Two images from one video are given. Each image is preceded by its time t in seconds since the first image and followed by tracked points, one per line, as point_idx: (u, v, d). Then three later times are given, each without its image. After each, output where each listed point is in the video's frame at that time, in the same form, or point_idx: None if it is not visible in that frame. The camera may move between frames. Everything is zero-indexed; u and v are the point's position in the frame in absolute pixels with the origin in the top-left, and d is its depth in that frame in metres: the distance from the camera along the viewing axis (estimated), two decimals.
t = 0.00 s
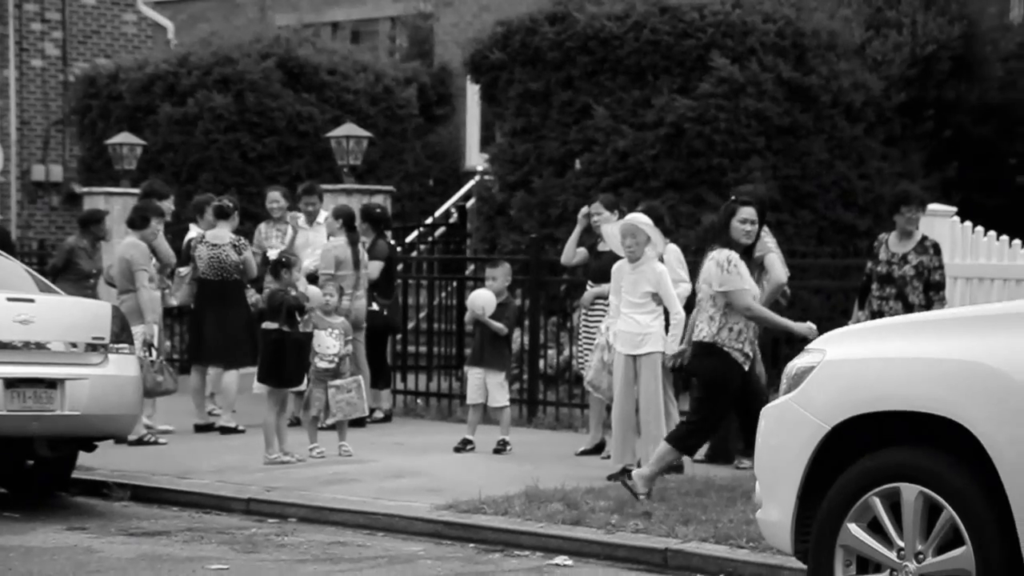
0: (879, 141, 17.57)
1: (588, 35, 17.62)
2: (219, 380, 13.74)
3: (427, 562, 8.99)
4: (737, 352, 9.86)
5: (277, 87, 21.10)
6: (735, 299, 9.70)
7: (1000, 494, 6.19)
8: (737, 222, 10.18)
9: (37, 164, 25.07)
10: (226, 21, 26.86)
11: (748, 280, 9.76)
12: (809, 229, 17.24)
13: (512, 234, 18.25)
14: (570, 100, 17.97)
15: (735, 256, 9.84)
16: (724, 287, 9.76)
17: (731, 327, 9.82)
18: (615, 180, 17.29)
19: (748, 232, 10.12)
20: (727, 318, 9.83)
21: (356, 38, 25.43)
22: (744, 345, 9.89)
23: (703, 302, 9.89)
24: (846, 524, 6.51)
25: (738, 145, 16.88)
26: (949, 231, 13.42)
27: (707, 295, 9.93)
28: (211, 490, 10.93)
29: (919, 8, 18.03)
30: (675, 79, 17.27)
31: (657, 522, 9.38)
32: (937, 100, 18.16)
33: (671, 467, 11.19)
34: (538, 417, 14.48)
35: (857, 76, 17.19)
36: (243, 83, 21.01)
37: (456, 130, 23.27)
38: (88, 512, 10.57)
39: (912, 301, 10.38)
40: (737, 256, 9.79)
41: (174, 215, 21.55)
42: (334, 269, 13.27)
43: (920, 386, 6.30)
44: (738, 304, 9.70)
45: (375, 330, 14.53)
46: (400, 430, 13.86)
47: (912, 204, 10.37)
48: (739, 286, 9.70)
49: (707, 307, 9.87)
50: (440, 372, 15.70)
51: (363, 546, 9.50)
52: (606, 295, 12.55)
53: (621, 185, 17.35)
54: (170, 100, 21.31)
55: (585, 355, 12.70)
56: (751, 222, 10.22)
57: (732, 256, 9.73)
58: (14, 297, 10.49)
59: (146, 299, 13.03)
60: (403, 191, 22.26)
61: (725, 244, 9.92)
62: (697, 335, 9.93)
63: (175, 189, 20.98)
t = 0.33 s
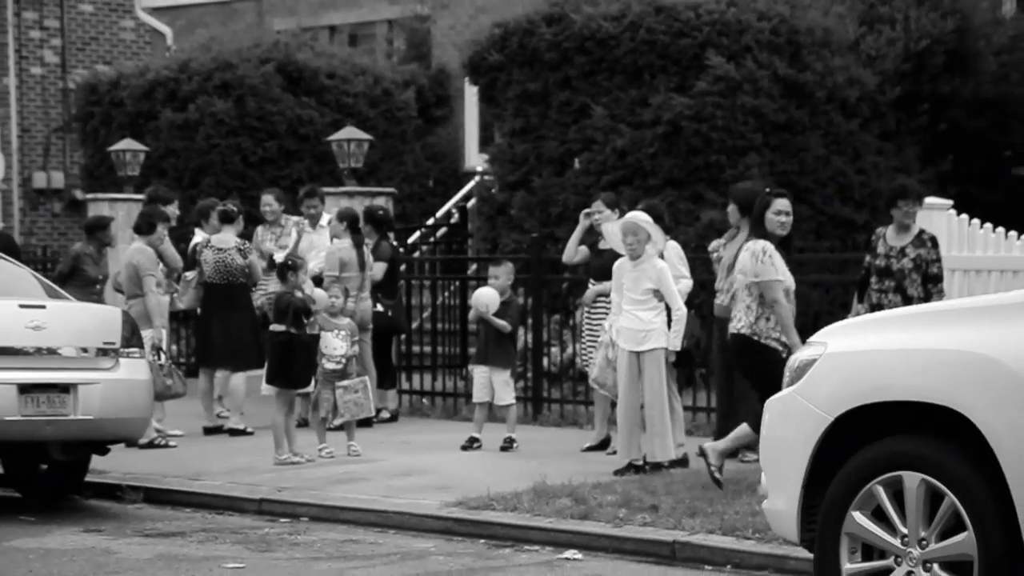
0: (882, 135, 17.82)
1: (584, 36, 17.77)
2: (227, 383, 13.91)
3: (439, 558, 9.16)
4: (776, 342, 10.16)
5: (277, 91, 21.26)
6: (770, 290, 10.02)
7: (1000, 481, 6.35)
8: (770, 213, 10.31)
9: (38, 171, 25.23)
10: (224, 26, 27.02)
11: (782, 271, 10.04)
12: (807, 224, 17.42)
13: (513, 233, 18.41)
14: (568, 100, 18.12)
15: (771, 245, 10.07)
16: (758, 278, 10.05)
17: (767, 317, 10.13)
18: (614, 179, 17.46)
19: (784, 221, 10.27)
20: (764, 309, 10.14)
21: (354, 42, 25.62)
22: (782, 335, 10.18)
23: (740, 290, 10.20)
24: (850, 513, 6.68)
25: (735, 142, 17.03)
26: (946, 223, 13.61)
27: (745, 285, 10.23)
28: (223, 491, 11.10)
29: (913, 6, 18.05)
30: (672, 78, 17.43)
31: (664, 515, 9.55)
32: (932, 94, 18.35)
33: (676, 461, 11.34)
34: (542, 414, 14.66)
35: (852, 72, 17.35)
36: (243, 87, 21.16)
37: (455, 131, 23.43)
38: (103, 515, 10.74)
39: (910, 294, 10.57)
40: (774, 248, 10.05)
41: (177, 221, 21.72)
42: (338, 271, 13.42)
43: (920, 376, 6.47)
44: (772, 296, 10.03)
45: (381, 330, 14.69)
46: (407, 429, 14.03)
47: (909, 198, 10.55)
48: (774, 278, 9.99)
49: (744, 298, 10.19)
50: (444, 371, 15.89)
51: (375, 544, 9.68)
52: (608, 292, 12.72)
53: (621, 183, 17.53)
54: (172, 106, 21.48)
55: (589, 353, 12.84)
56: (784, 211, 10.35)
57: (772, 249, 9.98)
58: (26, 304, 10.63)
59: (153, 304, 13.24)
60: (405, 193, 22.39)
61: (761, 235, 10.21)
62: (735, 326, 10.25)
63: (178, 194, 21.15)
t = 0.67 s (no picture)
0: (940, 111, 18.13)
1: (613, 36, 17.92)
2: (275, 392, 14.12)
3: (492, 555, 9.34)
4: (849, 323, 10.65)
5: (310, 101, 21.47)
6: (822, 273, 10.61)
7: None
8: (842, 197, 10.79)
9: (77, 188, 25.50)
10: (253, 37, 27.27)
11: (847, 254, 10.55)
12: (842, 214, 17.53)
13: (550, 234, 18.56)
14: (600, 100, 18.25)
15: (837, 230, 10.60)
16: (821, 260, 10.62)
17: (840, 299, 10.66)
18: (648, 176, 17.60)
19: (853, 206, 10.64)
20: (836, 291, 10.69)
21: (383, 49, 25.85)
22: (854, 316, 10.64)
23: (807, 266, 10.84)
24: (898, 497, 6.82)
25: (767, 136, 17.16)
26: (980, 208, 13.73)
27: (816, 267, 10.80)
28: (277, 497, 11.32)
29: None
30: (702, 74, 17.57)
31: (713, 506, 9.70)
32: (962, 80, 18.42)
33: (721, 453, 11.48)
34: (585, 412, 14.83)
35: (880, 62, 17.45)
36: (277, 98, 21.38)
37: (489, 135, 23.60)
38: (160, 524, 10.96)
39: (948, 280, 10.67)
40: (837, 232, 10.54)
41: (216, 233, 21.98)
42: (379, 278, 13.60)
43: (960, 360, 6.60)
44: (824, 278, 10.63)
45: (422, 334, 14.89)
46: (452, 430, 14.23)
47: (943, 185, 10.66)
48: (831, 262, 10.54)
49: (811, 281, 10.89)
50: (487, 372, 16.07)
51: (429, 543, 9.86)
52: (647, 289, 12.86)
53: (654, 180, 17.66)
54: (207, 119, 21.72)
55: (630, 349, 12.98)
56: (855, 196, 10.69)
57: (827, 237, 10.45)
58: (77, 320, 10.85)
59: (200, 316, 13.48)
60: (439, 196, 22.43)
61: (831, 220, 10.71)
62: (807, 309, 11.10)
63: (216, 206, 21.41)
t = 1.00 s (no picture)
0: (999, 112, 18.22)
1: (659, 35, 18.01)
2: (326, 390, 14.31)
3: (545, 549, 9.48)
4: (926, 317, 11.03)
5: (358, 103, 21.67)
6: (894, 268, 11.01)
7: None
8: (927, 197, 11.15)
9: (125, 191, 25.70)
10: (300, 40, 27.52)
11: (925, 254, 10.94)
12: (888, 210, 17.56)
13: (597, 233, 18.66)
14: (646, 99, 18.34)
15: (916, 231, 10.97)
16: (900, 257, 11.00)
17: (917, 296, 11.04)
18: (694, 174, 17.72)
19: (935, 204, 11.05)
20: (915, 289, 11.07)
21: (429, 50, 26.03)
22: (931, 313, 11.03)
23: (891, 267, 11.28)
24: (947, 488, 6.91)
25: (813, 133, 17.24)
26: None
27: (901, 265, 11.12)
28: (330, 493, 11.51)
29: None
30: (748, 72, 17.64)
31: (762, 500, 9.81)
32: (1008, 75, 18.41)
33: (769, 449, 11.56)
34: (634, 408, 14.96)
35: (926, 58, 17.48)
36: (326, 101, 21.57)
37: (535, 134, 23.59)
38: (216, 520, 11.15)
39: (996, 275, 10.73)
40: (915, 232, 10.93)
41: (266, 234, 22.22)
42: (431, 276, 13.75)
43: (1008, 353, 6.70)
44: (895, 274, 11.02)
45: (472, 333, 15.08)
46: (502, 427, 14.38)
47: (990, 180, 10.65)
48: (904, 260, 10.95)
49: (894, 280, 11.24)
50: (534, 370, 16.23)
51: (482, 537, 10.01)
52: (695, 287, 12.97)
53: (701, 178, 17.77)
54: (256, 121, 21.96)
55: (678, 345, 13.09)
56: (939, 196, 11.07)
57: (902, 230, 10.89)
58: (136, 319, 11.03)
59: (253, 315, 13.70)
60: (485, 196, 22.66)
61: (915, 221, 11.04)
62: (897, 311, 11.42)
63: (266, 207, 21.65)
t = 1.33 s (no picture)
0: None
1: (708, 34, 18.13)
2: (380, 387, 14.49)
3: (602, 542, 9.63)
4: None
5: (408, 103, 21.87)
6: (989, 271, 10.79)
7: None
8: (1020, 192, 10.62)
9: (177, 191, 26.01)
10: (349, 41, 27.78)
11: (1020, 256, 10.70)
12: (937, 207, 17.58)
13: (646, 231, 18.80)
14: (695, 98, 18.51)
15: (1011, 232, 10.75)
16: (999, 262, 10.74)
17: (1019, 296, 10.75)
18: (744, 172, 17.84)
19: None
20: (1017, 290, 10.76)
21: (477, 50, 26.25)
22: None
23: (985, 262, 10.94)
24: (1002, 480, 7.02)
25: (862, 131, 17.27)
26: None
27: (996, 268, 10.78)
28: (388, 488, 11.72)
29: None
30: (797, 71, 17.71)
31: (815, 495, 9.94)
32: None
33: (822, 444, 11.65)
34: (685, 405, 15.11)
35: (975, 55, 17.43)
36: (376, 101, 21.78)
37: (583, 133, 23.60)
38: (276, 515, 11.36)
39: None
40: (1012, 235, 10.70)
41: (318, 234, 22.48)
42: (485, 275, 13.96)
43: None
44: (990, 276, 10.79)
45: (524, 330, 15.28)
46: (555, 423, 14.55)
47: None
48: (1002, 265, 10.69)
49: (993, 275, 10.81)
50: (585, 366, 16.42)
51: (538, 532, 10.19)
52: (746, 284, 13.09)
53: (750, 177, 17.89)
54: (308, 122, 22.25)
55: (729, 342, 13.22)
56: None
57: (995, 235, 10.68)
58: (195, 318, 11.23)
59: (308, 314, 13.91)
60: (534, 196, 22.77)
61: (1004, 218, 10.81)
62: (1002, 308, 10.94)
63: (318, 207, 21.91)
